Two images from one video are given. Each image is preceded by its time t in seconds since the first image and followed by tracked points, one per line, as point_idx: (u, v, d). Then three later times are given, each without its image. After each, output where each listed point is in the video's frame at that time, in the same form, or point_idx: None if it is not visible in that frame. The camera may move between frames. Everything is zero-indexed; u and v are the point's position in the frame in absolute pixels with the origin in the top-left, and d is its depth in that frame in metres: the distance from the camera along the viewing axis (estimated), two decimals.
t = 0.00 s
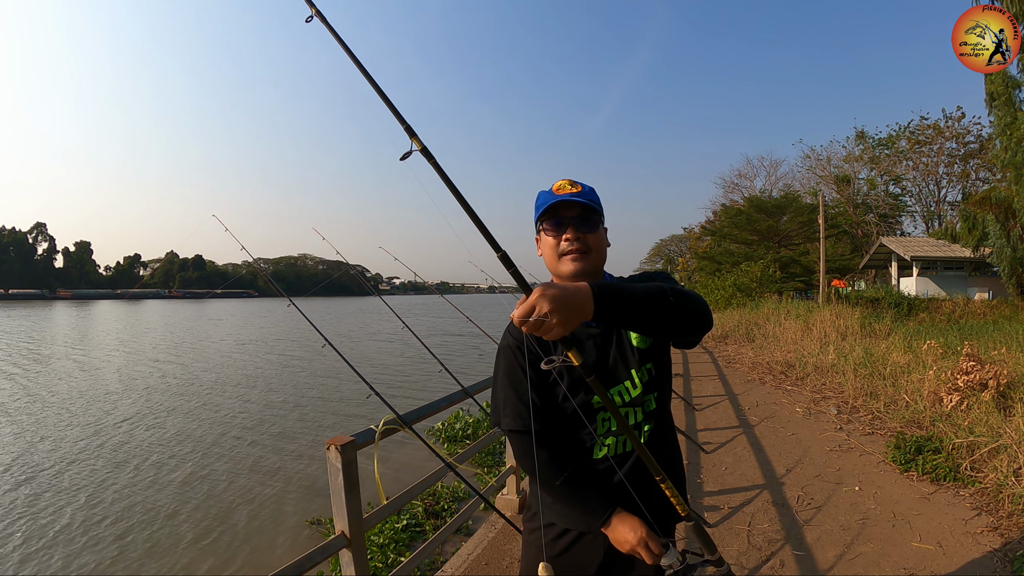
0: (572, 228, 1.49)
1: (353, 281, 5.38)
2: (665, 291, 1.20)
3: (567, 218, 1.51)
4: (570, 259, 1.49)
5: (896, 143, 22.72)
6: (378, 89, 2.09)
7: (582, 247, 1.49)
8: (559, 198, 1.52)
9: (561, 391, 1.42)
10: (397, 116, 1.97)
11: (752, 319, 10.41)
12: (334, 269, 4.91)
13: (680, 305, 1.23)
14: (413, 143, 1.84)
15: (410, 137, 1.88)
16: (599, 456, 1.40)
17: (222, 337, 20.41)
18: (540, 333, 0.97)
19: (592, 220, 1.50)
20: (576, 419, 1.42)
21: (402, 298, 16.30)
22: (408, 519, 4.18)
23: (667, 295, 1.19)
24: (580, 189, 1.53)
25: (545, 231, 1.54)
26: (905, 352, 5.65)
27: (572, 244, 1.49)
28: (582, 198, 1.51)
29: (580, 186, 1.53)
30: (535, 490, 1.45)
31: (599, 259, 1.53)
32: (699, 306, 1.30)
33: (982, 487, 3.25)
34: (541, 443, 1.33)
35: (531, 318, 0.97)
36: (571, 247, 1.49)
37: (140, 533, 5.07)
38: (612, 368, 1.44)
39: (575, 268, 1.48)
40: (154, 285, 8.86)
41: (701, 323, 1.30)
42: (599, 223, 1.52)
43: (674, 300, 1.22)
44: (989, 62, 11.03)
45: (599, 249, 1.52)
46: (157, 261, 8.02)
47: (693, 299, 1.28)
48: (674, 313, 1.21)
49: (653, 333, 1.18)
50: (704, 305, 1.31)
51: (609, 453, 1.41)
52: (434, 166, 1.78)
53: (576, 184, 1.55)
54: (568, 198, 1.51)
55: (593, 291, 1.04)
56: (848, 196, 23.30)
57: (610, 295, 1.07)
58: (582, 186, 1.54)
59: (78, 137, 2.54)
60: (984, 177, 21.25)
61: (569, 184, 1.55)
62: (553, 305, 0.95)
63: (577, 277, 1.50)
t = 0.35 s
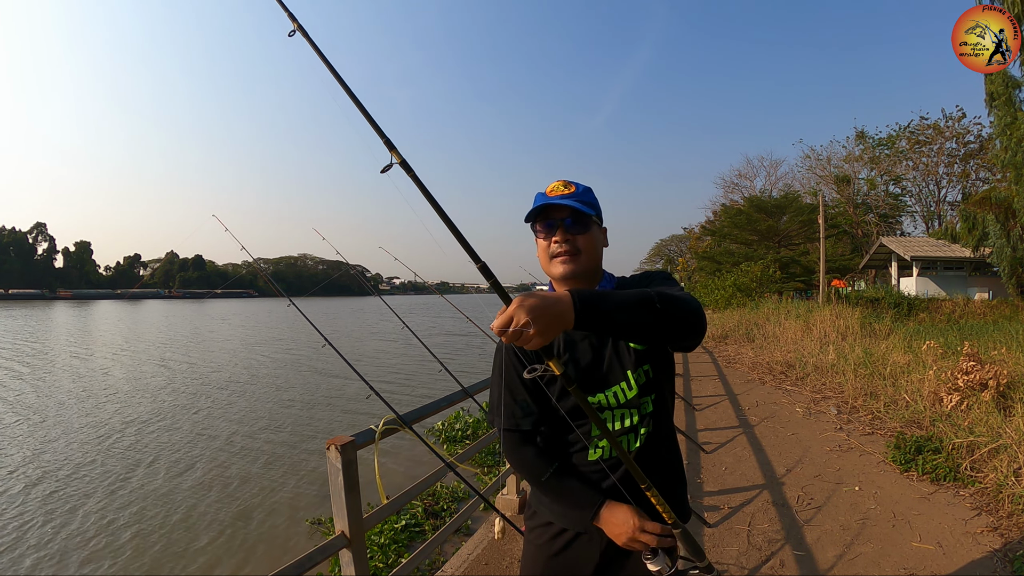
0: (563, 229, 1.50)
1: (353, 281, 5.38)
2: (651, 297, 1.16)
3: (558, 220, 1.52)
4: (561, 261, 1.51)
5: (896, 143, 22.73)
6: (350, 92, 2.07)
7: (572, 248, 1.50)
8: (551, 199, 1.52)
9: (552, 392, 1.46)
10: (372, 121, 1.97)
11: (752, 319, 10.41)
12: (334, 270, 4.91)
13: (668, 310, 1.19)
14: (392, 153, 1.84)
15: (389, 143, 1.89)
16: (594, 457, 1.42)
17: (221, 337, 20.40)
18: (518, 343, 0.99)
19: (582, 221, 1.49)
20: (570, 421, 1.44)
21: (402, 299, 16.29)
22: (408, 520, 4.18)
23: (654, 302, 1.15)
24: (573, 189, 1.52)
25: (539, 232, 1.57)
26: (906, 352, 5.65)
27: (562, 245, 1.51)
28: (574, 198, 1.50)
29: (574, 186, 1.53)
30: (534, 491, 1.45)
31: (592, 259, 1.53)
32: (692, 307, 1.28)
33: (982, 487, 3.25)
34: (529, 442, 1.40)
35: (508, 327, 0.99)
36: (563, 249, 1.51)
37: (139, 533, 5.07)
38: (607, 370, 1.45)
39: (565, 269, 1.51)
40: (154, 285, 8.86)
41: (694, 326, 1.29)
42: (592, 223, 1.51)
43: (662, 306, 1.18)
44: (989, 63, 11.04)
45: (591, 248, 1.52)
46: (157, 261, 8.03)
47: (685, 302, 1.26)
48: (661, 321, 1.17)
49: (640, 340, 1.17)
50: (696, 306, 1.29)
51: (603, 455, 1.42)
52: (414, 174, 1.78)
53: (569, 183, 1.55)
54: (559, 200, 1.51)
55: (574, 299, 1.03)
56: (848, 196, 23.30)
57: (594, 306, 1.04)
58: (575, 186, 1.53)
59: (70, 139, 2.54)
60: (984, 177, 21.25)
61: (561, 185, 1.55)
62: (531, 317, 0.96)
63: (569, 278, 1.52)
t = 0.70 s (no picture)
0: (560, 214, 1.61)
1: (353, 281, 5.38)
2: (651, 332, 1.08)
3: (561, 207, 1.62)
4: (553, 243, 1.61)
5: (896, 143, 22.72)
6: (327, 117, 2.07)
7: (562, 231, 1.59)
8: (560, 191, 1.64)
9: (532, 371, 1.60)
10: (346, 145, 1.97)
11: (752, 318, 10.41)
12: (334, 270, 4.91)
13: (669, 348, 1.10)
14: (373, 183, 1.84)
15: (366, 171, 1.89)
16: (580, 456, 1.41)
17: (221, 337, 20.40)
18: (512, 389, 0.99)
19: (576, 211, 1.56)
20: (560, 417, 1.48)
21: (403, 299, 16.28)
22: (408, 519, 4.18)
23: (653, 338, 1.08)
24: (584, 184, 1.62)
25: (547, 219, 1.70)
26: (906, 352, 5.64)
27: (557, 229, 1.61)
28: (577, 190, 1.60)
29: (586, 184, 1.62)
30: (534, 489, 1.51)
31: (581, 248, 1.55)
32: (695, 333, 1.17)
33: (982, 487, 3.25)
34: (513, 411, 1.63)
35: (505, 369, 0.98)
36: (556, 233, 1.61)
37: (138, 533, 5.07)
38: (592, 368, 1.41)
39: (551, 250, 1.60)
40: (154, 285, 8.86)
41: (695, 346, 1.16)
42: (585, 214, 1.56)
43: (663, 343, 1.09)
44: (989, 62, 11.03)
45: (584, 238, 1.56)
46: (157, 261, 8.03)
47: (687, 328, 1.16)
48: (667, 358, 1.10)
49: (628, 378, 1.11)
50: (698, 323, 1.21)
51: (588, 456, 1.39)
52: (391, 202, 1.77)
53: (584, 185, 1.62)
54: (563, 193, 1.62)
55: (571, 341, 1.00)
56: (849, 196, 23.29)
57: (593, 346, 1.00)
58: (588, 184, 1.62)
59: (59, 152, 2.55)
60: (984, 177, 21.24)
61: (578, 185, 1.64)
62: (527, 363, 0.94)
63: (551, 258, 1.60)
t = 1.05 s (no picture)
0: (566, 218, 1.62)
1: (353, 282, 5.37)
2: (676, 377, 1.10)
3: (566, 210, 1.63)
4: (560, 245, 1.62)
5: (896, 143, 22.73)
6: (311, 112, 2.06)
7: (567, 235, 1.60)
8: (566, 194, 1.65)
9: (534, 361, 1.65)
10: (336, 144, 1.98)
11: (752, 319, 10.41)
12: (334, 269, 4.90)
13: (696, 391, 1.12)
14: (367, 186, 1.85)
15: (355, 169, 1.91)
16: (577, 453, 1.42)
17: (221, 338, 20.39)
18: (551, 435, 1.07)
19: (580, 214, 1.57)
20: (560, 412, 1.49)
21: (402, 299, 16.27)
22: (408, 519, 4.18)
23: (678, 382, 1.10)
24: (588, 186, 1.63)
25: (555, 219, 1.71)
26: (906, 352, 5.64)
27: (563, 232, 1.62)
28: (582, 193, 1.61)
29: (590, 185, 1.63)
30: (535, 487, 1.53)
31: (589, 248, 1.56)
32: (717, 367, 1.14)
33: (982, 487, 3.25)
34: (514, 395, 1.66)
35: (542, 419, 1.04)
36: (562, 236, 1.62)
37: (139, 533, 5.08)
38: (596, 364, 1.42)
39: (561, 253, 1.61)
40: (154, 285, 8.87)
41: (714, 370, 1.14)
42: (591, 215, 1.57)
43: (688, 386, 1.11)
44: (989, 63, 11.05)
45: (589, 241, 1.56)
46: (157, 261, 8.04)
47: (708, 364, 1.13)
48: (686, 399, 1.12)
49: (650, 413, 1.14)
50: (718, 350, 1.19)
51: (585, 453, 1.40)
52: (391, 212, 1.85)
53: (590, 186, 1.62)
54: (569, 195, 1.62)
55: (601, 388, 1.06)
56: (848, 196, 23.31)
57: (621, 396, 1.07)
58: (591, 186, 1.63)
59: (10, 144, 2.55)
60: (984, 177, 21.24)
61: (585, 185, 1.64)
62: (561, 413, 1.01)
63: (563, 261, 1.62)
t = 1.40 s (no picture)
0: (567, 220, 1.61)
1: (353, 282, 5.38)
2: (738, 391, 1.21)
3: (565, 213, 1.62)
4: (563, 249, 1.62)
5: (896, 143, 22.73)
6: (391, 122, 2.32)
7: (569, 238, 1.59)
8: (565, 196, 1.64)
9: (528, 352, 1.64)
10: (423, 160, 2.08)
11: (752, 319, 10.41)
12: (334, 270, 4.90)
13: (751, 402, 1.24)
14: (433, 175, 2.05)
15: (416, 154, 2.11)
16: (577, 455, 1.40)
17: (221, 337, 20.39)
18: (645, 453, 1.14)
19: (581, 215, 1.57)
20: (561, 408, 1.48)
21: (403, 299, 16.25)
22: (408, 519, 4.18)
23: (740, 395, 1.21)
24: (589, 186, 1.62)
25: (554, 220, 1.71)
26: (906, 352, 5.64)
27: (564, 236, 1.61)
28: (584, 194, 1.60)
29: (590, 185, 1.63)
30: (533, 489, 1.51)
31: (593, 249, 1.57)
32: (753, 380, 1.25)
33: (982, 487, 3.24)
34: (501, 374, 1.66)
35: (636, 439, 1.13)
36: (565, 239, 1.61)
37: (138, 533, 5.09)
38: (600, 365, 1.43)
39: (565, 258, 1.61)
40: (154, 285, 8.87)
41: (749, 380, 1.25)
42: (593, 217, 1.57)
43: (746, 398, 1.23)
44: (989, 63, 11.05)
45: (593, 242, 1.56)
46: (157, 261, 8.06)
47: (757, 378, 1.26)
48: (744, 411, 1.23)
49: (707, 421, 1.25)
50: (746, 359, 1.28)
51: (587, 454, 1.40)
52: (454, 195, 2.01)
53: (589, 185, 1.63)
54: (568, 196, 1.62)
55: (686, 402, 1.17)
56: (848, 196, 23.30)
57: (700, 407, 1.18)
58: (592, 185, 1.62)
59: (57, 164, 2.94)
60: (984, 177, 21.24)
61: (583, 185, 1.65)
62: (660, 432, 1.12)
63: (568, 266, 1.61)
